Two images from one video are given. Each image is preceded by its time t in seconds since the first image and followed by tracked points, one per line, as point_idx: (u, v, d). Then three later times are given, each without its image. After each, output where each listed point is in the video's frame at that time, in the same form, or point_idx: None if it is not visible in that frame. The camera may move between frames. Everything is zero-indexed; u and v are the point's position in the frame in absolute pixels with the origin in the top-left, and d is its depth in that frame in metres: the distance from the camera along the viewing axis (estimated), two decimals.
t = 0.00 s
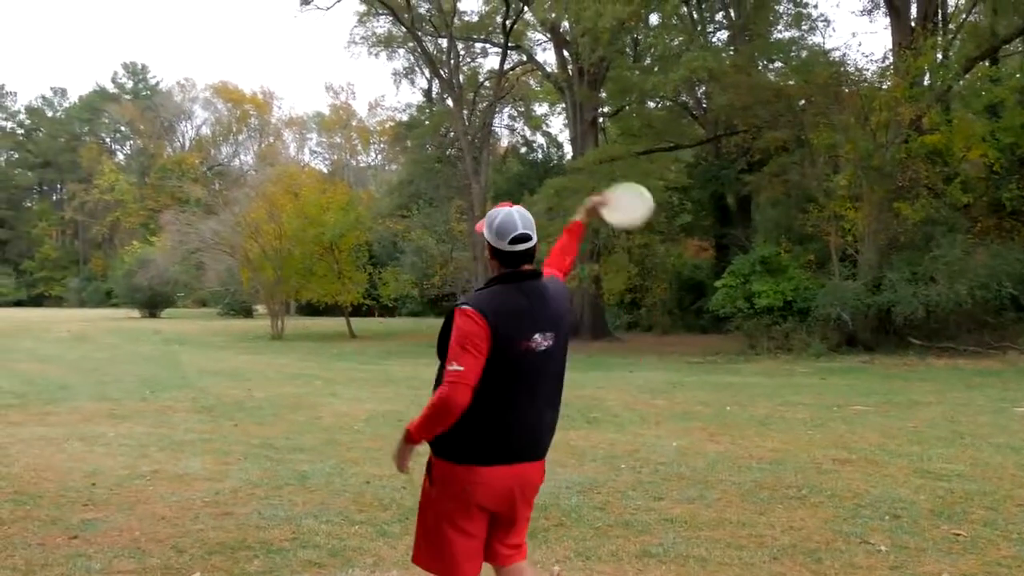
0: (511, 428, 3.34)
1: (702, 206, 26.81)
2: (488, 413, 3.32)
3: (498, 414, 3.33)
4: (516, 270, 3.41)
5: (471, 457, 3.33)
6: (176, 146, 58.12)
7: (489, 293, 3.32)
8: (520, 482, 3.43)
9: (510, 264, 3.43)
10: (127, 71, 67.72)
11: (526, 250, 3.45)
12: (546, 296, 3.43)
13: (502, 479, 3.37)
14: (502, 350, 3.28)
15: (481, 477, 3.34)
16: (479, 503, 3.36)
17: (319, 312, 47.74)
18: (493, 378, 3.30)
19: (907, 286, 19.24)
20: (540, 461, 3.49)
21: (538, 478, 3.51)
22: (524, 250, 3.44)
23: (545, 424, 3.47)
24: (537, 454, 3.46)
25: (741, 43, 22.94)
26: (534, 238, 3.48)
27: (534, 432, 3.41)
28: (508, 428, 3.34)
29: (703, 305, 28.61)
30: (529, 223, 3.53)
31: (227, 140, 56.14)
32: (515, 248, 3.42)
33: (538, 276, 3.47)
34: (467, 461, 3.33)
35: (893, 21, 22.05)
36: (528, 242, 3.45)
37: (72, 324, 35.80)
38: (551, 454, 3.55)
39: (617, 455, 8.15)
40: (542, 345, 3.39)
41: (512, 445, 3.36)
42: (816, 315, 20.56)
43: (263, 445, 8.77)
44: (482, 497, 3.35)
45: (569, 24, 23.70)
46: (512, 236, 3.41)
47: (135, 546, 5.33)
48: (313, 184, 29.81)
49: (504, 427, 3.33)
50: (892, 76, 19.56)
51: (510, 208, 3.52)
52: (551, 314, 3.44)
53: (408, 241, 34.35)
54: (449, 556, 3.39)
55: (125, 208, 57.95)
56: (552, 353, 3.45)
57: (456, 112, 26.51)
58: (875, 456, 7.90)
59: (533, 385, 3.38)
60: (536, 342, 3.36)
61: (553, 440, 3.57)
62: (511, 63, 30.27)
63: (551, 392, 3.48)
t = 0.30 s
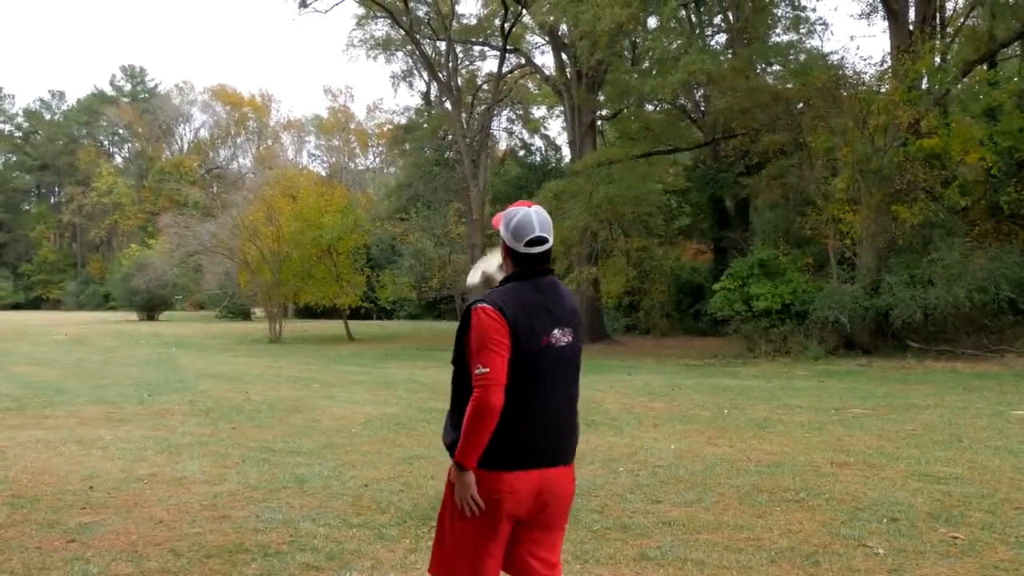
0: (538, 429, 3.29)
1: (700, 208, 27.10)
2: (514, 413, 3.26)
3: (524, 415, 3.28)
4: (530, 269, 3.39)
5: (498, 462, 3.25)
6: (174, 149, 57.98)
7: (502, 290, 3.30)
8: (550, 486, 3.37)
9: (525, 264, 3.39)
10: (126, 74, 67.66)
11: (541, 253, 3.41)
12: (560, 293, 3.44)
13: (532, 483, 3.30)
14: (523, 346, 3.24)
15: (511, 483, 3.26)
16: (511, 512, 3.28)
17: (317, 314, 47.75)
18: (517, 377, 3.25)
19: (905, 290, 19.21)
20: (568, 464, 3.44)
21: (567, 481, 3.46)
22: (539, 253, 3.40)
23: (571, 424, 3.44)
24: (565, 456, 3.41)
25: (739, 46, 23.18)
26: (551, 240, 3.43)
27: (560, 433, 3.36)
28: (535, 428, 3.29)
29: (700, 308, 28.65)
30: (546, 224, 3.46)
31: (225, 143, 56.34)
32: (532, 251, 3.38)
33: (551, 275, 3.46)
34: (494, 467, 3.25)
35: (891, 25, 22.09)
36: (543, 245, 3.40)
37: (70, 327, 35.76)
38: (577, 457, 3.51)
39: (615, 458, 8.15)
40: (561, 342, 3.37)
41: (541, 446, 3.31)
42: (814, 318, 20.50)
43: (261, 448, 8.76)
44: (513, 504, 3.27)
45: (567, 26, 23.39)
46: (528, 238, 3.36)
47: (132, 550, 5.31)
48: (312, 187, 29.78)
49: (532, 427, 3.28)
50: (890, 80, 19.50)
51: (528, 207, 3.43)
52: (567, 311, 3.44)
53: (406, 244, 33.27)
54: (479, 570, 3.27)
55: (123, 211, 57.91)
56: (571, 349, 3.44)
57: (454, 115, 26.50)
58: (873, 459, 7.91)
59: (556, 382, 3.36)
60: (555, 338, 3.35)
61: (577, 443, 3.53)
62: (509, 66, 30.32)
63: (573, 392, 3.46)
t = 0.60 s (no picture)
0: (540, 423, 3.07)
1: (692, 209, 26.82)
2: (510, 406, 3.08)
3: (520, 407, 3.08)
4: (540, 257, 3.24)
5: (495, 456, 3.07)
6: (166, 150, 57.83)
7: (499, 276, 3.17)
8: (560, 486, 3.11)
9: (535, 252, 3.25)
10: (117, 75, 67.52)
11: (555, 244, 3.26)
12: (566, 282, 3.23)
13: (534, 482, 3.07)
14: (515, 333, 3.07)
15: (511, 480, 3.05)
16: (514, 511, 3.06)
17: (309, 316, 47.71)
18: (509, 365, 3.08)
19: (896, 290, 19.29)
20: (583, 465, 3.17)
21: (585, 484, 3.18)
22: (553, 243, 3.26)
23: (583, 421, 3.17)
24: (578, 455, 3.15)
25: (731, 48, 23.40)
26: (565, 233, 3.29)
27: (566, 428, 3.11)
28: (534, 421, 3.07)
29: (693, 308, 28.67)
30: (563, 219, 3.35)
31: (217, 144, 56.37)
32: (542, 240, 3.25)
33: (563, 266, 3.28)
34: (491, 462, 3.07)
35: (882, 26, 22.13)
36: (557, 236, 3.27)
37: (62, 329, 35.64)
38: (597, 460, 3.20)
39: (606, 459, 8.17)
40: (564, 330, 3.15)
41: (543, 441, 3.07)
42: (805, 319, 20.61)
43: (253, 450, 8.74)
44: (512, 502, 3.05)
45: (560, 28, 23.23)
46: (539, 226, 3.25)
47: (123, 552, 5.30)
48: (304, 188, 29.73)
49: (530, 420, 3.07)
50: (882, 80, 19.59)
51: (546, 198, 3.36)
52: (574, 300, 3.22)
53: (400, 245, 32.78)
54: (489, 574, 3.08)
55: (115, 213, 57.72)
56: (581, 340, 3.19)
57: (447, 116, 26.48)
58: (864, 458, 7.93)
59: (558, 373, 3.12)
60: (553, 324, 3.14)
61: (600, 444, 3.23)
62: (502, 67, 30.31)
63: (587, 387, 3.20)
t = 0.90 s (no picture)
0: (507, 435, 2.88)
1: (682, 212, 26.90)
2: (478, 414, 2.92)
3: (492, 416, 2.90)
4: (534, 257, 3.01)
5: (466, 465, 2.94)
6: (156, 153, 57.65)
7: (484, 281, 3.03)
8: (535, 503, 2.87)
9: (532, 253, 3.03)
10: (107, 78, 67.35)
11: (556, 243, 3.02)
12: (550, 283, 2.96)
13: (503, 494, 2.87)
14: (483, 337, 2.92)
15: (483, 492, 2.89)
16: (486, 525, 2.88)
17: (299, 319, 47.67)
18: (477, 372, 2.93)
19: (885, 293, 19.31)
20: (564, 482, 2.87)
21: (570, 503, 2.87)
22: (553, 243, 3.02)
23: (560, 436, 2.88)
24: (555, 471, 2.87)
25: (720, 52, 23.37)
26: (570, 235, 3.05)
27: (538, 441, 2.87)
28: (502, 432, 2.88)
29: (683, 312, 28.72)
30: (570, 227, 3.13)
31: (207, 147, 56.31)
32: (542, 238, 3.01)
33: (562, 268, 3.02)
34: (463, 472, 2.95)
35: (871, 30, 22.26)
36: (559, 235, 3.03)
37: (51, 333, 35.50)
38: (583, 480, 2.88)
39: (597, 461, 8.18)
40: (539, 335, 2.90)
41: (512, 453, 2.87)
42: (795, 322, 20.68)
43: (243, 454, 8.71)
44: (480, 516, 2.88)
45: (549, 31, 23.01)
46: (538, 224, 3.03)
47: (113, 556, 5.27)
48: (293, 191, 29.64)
49: (496, 431, 2.89)
50: (870, 84, 19.71)
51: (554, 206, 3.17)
52: (557, 303, 2.93)
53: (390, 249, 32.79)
54: None
55: (104, 216, 57.55)
56: (561, 347, 2.91)
57: (437, 119, 26.49)
58: (854, 461, 7.95)
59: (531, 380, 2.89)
60: (528, 328, 2.90)
61: (589, 462, 2.91)
62: (491, 71, 30.35)
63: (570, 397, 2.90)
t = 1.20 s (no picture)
0: (493, 448, 2.73)
1: (677, 218, 26.95)
2: (468, 427, 2.82)
3: (479, 425, 2.79)
4: (530, 263, 2.87)
5: (462, 479, 2.84)
6: (151, 157, 57.57)
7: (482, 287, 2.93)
8: (526, 521, 2.69)
9: (527, 260, 2.89)
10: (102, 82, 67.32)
11: (552, 248, 2.89)
12: (535, 286, 2.79)
13: (494, 511, 2.74)
14: (469, 345, 2.83)
15: (477, 508, 2.77)
16: (481, 542, 2.77)
17: (294, 324, 47.64)
18: (467, 383, 2.84)
19: (880, 299, 19.36)
20: (555, 497, 2.66)
21: (562, 523, 2.66)
22: (549, 247, 2.88)
23: (548, 447, 2.67)
24: (543, 486, 2.67)
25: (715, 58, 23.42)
26: (565, 239, 2.91)
27: (523, 453, 2.69)
28: (488, 446, 2.75)
29: (678, 318, 28.73)
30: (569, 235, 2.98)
31: (202, 152, 56.42)
32: (538, 242, 2.89)
33: (559, 272, 2.85)
34: (459, 486, 2.84)
35: (866, 37, 22.34)
36: (554, 239, 2.89)
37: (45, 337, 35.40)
38: (575, 493, 2.65)
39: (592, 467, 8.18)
40: (520, 340, 2.72)
41: (498, 466, 2.72)
42: (790, 328, 20.73)
43: (237, 459, 8.68)
44: (477, 530, 2.77)
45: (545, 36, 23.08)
46: (528, 228, 2.92)
47: (106, 561, 5.24)
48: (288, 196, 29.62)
49: (483, 443, 2.76)
50: (866, 91, 19.69)
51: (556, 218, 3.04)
52: (539, 305, 2.74)
53: (385, 253, 32.76)
54: None
55: (99, 220, 57.44)
56: (543, 351, 2.70)
57: (433, 124, 26.62)
58: (848, 468, 7.96)
59: (513, 390, 2.72)
60: (508, 334, 2.74)
61: (583, 475, 2.68)
62: (487, 76, 30.41)
63: (558, 406, 2.67)
